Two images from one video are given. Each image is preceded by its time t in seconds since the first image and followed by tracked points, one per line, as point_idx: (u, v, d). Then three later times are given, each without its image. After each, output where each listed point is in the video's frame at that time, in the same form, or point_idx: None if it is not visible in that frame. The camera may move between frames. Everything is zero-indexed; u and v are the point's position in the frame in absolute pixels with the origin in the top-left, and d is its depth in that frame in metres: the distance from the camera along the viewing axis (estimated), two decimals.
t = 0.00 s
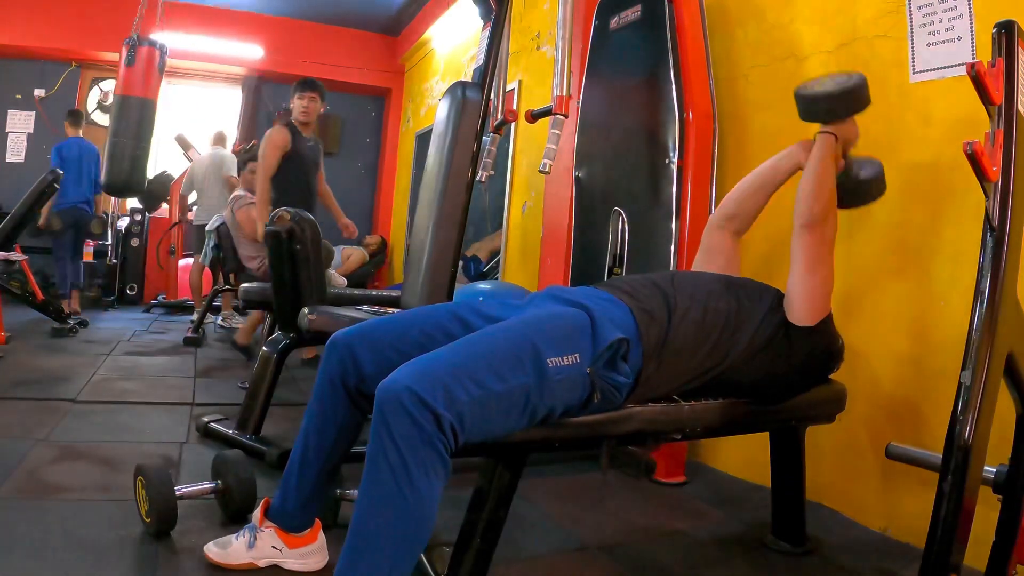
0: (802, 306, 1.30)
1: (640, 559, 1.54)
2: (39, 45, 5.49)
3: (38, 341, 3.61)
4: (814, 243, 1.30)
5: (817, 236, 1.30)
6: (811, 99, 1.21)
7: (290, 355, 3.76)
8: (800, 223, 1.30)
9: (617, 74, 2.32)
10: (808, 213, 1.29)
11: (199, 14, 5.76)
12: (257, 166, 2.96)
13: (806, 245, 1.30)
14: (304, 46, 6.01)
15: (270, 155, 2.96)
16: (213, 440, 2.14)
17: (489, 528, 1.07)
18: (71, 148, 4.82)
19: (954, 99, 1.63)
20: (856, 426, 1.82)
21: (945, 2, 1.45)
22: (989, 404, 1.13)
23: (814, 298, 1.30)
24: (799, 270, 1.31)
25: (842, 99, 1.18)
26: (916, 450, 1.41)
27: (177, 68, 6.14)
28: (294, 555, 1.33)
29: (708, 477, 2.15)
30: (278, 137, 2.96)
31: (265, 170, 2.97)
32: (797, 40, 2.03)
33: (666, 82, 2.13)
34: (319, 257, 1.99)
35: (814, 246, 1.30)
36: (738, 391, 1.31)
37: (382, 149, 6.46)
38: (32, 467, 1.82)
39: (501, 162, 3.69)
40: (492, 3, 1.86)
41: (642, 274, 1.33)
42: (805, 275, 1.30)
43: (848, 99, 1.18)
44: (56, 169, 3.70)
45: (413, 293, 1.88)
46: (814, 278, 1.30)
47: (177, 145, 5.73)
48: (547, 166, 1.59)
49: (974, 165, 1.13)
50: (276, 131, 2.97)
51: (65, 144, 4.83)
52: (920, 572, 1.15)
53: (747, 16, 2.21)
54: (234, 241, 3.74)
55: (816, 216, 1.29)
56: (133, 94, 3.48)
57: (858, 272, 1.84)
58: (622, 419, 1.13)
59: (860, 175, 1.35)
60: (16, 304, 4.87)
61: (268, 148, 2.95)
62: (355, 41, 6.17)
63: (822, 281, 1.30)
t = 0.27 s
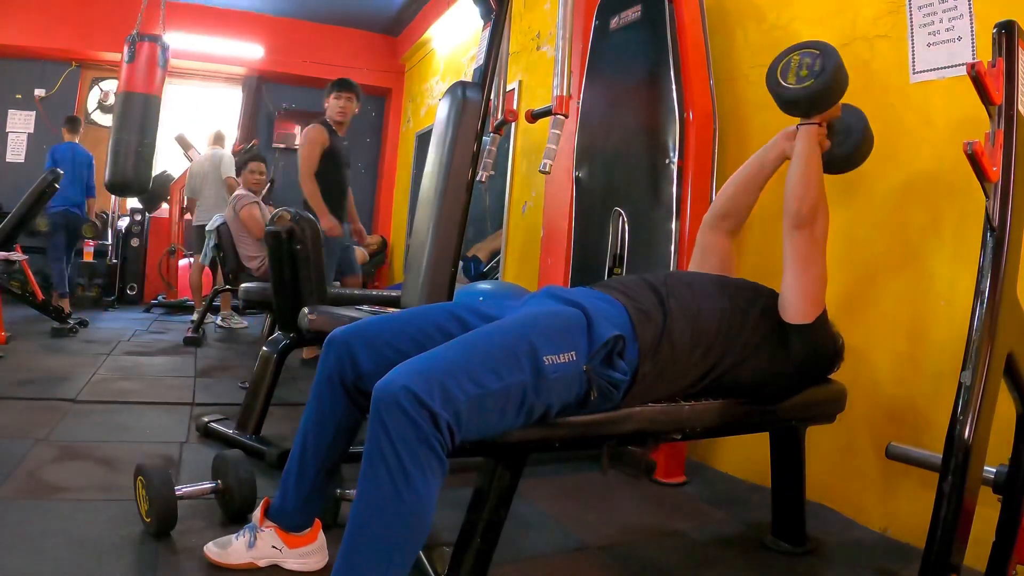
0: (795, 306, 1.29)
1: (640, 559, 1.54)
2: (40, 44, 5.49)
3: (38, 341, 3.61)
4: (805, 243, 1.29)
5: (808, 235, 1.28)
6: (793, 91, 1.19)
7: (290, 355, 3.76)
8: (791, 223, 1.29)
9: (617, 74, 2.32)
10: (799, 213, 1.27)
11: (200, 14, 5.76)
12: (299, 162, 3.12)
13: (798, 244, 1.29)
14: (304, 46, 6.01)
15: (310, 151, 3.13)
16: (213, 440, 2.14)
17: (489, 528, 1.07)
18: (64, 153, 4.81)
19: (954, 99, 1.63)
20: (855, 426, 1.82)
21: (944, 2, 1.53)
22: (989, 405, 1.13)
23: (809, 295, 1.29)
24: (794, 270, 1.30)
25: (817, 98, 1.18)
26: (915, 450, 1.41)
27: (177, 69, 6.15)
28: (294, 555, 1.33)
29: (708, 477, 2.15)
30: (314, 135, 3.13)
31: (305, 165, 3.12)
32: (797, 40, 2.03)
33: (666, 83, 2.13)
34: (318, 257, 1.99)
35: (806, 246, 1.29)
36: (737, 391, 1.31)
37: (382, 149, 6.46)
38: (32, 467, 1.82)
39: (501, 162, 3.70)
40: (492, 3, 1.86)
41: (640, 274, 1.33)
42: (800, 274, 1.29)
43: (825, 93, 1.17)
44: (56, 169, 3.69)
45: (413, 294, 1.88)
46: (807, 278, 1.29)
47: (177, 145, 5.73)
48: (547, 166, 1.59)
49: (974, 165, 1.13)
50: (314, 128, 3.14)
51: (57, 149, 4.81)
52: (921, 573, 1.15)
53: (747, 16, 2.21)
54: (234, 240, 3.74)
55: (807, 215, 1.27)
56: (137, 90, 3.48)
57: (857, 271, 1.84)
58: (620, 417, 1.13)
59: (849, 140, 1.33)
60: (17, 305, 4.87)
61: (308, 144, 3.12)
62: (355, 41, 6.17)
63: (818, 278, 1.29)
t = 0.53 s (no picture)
0: (799, 308, 1.29)
1: (640, 559, 1.54)
2: (39, 44, 5.49)
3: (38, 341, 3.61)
4: (807, 242, 1.28)
5: (812, 235, 1.28)
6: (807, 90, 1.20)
7: (290, 355, 3.76)
8: (794, 222, 1.29)
9: (617, 74, 2.32)
10: (804, 211, 1.28)
11: (200, 14, 5.77)
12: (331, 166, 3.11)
13: (801, 244, 1.29)
14: (304, 46, 6.02)
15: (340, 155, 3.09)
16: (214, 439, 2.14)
17: (488, 528, 1.07)
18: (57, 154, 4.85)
19: (954, 99, 1.63)
20: (856, 426, 1.82)
21: (944, 3, 1.58)
22: (989, 405, 1.13)
23: (811, 297, 1.29)
24: (796, 269, 1.30)
25: (827, 101, 1.19)
26: (916, 450, 1.41)
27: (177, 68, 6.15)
28: (294, 555, 1.33)
29: (708, 477, 2.15)
30: (347, 139, 3.09)
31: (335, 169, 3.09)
32: (798, 40, 2.03)
33: (666, 83, 2.13)
34: (318, 257, 1.99)
35: (809, 246, 1.29)
36: (737, 391, 1.31)
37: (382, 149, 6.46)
38: (32, 467, 1.82)
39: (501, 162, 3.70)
40: (492, 3, 1.86)
41: (641, 274, 1.33)
42: (802, 275, 1.29)
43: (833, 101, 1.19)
44: (56, 169, 3.68)
45: (413, 294, 1.88)
46: (809, 278, 1.29)
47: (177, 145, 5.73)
48: (547, 166, 1.59)
49: (975, 165, 1.13)
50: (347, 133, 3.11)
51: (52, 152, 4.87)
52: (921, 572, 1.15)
53: (747, 16, 2.21)
54: (233, 240, 3.74)
55: (811, 214, 1.27)
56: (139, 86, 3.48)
57: (857, 271, 1.84)
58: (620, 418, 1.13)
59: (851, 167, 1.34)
60: (17, 305, 4.87)
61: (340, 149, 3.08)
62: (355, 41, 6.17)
63: (821, 280, 1.29)
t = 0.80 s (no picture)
0: (795, 310, 1.28)
1: (640, 558, 1.54)
2: (39, 44, 5.49)
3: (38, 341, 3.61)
4: (805, 241, 1.25)
5: (809, 236, 1.25)
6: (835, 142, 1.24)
7: (290, 355, 3.76)
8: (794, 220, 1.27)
9: (617, 74, 2.32)
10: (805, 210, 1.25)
11: (200, 14, 5.77)
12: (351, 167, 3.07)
13: (797, 242, 1.26)
14: (304, 46, 6.02)
15: (361, 155, 3.04)
16: (214, 439, 2.15)
17: (489, 527, 1.07)
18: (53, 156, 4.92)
19: (954, 99, 1.63)
20: (856, 426, 1.82)
21: (944, 2, 1.43)
22: (990, 405, 1.13)
23: (805, 296, 1.27)
24: (791, 266, 1.27)
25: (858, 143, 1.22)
26: (916, 450, 1.41)
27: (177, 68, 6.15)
28: (294, 555, 1.33)
29: (708, 477, 2.15)
30: (367, 139, 3.04)
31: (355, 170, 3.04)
32: (798, 40, 2.03)
33: (666, 83, 2.13)
34: (318, 257, 1.98)
35: (806, 244, 1.26)
36: (736, 391, 1.31)
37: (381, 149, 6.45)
38: (32, 467, 1.82)
39: (501, 162, 3.70)
40: (492, 3, 1.86)
41: (642, 275, 1.33)
42: (796, 273, 1.27)
43: (864, 145, 1.22)
44: (55, 169, 3.70)
45: (413, 294, 1.88)
46: (804, 276, 1.26)
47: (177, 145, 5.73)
48: (547, 166, 1.59)
49: (975, 165, 1.13)
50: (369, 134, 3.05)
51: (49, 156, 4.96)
52: (921, 573, 1.15)
53: (747, 16, 2.21)
54: (234, 240, 3.73)
55: (811, 214, 1.24)
56: (139, 84, 3.47)
57: (857, 272, 1.84)
58: (621, 418, 1.13)
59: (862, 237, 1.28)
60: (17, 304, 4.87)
61: (358, 150, 3.04)
62: (355, 41, 6.17)
63: (815, 278, 1.26)
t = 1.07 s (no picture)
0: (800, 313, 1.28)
1: (640, 558, 1.54)
2: (39, 44, 5.50)
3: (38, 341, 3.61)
4: (815, 242, 1.26)
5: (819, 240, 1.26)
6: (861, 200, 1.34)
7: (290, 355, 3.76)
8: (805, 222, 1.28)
9: (617, 74, 2.32)
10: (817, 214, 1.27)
11: (199, 14, 5.77)
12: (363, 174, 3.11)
13: (807, 243, 1.27)
14: (304, 46, 6.01)
15: (371, 163, 3.10)
16: (214, 439, 2.15)
17: (489, 527, 1.07)
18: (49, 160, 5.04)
19: (954, 99, 1.63)
20: (856, 426, 1.82)
21: (944, 1, 1.44)
22: (989, 404, 1.13)
23: (814, 296, 1.27)
24: (801, 267, 1.27)
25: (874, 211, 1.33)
26: (916, 450, 1.41)
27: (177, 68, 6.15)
28: (294, 554, 1.33)
29: (708, 477, 2.15)
30: (377, 144, 3.08)
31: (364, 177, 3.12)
32: (798, 39, 2.03)
33: (666, 82, 2.13)
34: (318, 258, 1.98)
35: (816, 245, 1.26)
36: (737, 391, 1.31)
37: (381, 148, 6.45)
38: (32, 467, 1.82)
39: (501, 162, 3.70)
40: (492, 3, 1.86)
41: (644, 275, 1.33)
42: (805, 273, 1.27)
43: (880, 206, 1.33)
44: (56, 168, 3.67)
45: (413, 294, 1.88)
46: (813, 277, 1.26)
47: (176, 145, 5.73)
48: (547, 166, 1.59)
49: (974, 165, 1.13)
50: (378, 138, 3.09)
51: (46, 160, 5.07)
52: (920, 572, 1.15)
53: (748, 16, 2.21)
54: (234, 240, 3.73)
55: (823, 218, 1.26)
56: (136, 85, 3.47)
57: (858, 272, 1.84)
58: (621, 419, 1.13)
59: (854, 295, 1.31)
60: (17, 304, 4.88)
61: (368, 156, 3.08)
62: (355, 41, 6.16)
63: (824, 279, 1.26)
